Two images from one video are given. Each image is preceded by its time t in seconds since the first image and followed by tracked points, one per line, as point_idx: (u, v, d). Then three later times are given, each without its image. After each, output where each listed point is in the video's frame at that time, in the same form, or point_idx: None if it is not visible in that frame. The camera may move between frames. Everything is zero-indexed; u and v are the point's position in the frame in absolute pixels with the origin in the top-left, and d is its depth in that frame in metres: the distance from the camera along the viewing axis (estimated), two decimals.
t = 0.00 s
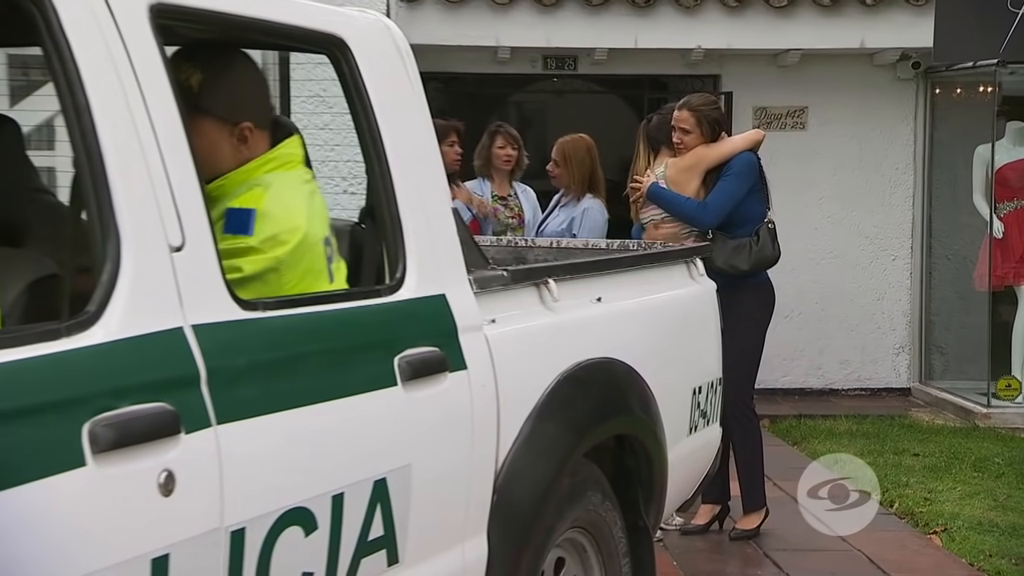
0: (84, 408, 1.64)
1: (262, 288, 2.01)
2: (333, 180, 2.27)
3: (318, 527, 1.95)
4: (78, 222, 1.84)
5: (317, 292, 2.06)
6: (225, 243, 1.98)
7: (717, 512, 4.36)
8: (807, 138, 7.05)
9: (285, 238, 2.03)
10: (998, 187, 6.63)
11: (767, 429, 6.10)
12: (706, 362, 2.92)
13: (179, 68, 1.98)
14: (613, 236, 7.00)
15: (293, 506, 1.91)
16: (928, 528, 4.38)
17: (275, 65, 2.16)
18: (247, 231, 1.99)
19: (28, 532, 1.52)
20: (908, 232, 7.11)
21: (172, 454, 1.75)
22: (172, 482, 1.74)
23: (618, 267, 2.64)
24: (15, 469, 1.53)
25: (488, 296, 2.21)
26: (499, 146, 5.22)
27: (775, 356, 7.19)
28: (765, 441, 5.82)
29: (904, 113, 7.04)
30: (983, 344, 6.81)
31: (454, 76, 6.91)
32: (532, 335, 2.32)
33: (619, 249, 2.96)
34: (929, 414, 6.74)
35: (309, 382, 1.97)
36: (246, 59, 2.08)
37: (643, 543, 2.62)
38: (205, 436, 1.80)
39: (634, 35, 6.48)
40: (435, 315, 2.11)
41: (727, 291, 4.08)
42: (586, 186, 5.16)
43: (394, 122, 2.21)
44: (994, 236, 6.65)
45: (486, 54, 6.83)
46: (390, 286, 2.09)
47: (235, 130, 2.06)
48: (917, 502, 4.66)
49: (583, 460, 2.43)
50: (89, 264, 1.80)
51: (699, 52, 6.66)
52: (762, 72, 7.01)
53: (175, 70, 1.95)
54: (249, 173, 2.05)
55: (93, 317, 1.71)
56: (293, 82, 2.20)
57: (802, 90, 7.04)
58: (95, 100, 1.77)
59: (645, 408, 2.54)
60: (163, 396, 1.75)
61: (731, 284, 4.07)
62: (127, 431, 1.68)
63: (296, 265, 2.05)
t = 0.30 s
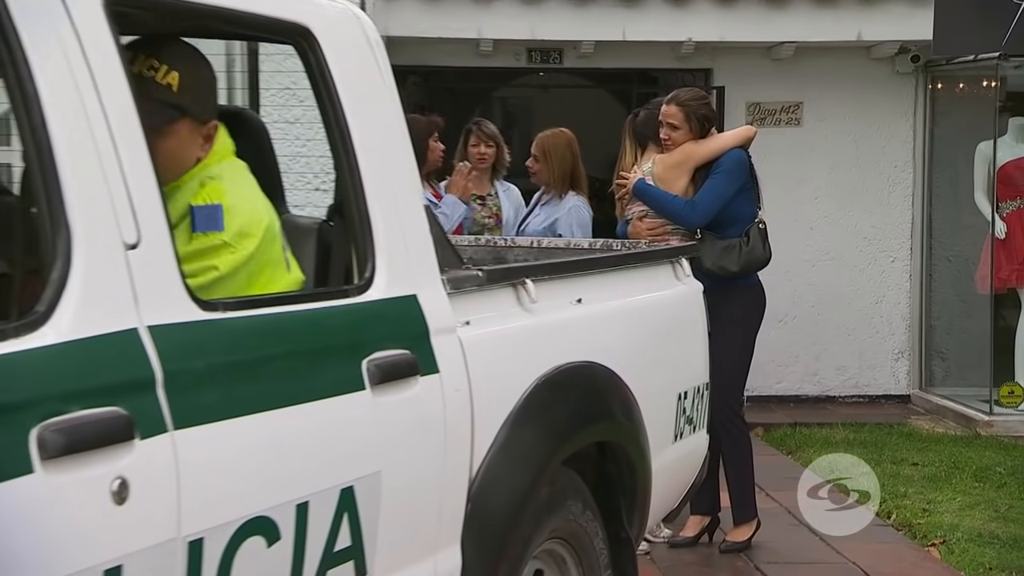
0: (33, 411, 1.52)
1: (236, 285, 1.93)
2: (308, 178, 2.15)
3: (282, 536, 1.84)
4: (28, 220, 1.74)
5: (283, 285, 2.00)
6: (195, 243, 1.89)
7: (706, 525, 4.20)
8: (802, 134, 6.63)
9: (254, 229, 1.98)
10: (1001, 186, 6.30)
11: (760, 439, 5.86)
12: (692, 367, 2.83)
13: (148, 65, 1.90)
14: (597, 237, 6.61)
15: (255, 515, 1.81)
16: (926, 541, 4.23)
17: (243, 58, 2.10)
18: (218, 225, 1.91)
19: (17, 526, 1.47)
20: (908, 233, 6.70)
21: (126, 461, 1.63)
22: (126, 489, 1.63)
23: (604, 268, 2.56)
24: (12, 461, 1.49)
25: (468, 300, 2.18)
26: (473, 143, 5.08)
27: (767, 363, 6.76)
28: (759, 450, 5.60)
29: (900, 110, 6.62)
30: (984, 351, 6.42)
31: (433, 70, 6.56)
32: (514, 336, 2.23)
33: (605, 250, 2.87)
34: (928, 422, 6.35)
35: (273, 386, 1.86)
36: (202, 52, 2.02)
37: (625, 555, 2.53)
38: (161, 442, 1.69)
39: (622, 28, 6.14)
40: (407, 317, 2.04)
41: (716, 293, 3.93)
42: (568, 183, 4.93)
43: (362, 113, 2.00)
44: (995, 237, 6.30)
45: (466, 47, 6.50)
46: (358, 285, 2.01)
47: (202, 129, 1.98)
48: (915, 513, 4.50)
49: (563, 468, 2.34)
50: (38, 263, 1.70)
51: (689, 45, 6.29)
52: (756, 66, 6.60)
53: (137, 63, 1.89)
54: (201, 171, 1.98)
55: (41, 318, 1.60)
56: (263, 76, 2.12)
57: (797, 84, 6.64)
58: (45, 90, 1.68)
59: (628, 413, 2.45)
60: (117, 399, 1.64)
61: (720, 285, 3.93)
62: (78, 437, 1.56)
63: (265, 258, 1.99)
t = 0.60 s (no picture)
0: None
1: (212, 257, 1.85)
2: (279, 179, 2.07)
3: (245, 552, 1.73)
4: None
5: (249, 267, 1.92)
6: (168, 214, 1.82)
7: (696, 542, 4.05)
8: (798, 135, 6.29)
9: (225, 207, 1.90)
10: (1003, 188, 6.01)
11: (755, 454, 5.63)
12: (677, 378, 2.75)
13: (133, 39, 1.90)
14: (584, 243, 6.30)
15: (217, 528, 1.69)
16: (926, 559, 4.09)
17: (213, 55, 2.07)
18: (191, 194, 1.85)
19: (2, 527, 1.40)
20: (907, 238, 6.36)
21: (77, 473, 1.51)
22: (78, 502, 1.50)
23: (583, 273, 2.46)
24: None
25: (443, 306, 2.09)
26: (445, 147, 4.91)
27: (763, 373, 6.42)
28: (751, 466, 5.41)
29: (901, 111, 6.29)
30: (989, 362, 6.16)
31: (414, 68, 6.19)
32: (494, 342, 2.14)
33: (587, 253, 2.84)
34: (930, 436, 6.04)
35: (233, 395, 1.74)
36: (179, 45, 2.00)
37: (608, 571, 2.45)
38: (114, 454, 1.56)
39: (610, 23, 5.78)
40: (376, 322, 1.94)
41: (703, 301, 3.81)
42: (550, 179, 4.70)
43: (327, 107, 1.88)
44: (999, 241, 6.02)
45: (448, 43, 6.12)
46: (327, 288, 1.91)
47: (179, 111, 1.95)
48: (916, 531, 4.36)
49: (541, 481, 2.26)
50: None
51: (681, 42, 5.93)
52: (750, 64, 6.26)
53: (122, 39, 1.90)
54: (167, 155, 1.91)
55: None
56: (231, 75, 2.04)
57: (792, 83, 6.28)
58: None
59: (611, 424, 2.37)
60: (68, 408, 1.51)
61: (708, 292, 3.81)
62: (25, 448, 1.43)
63: (236, 238, 1.90)
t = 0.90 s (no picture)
0: None
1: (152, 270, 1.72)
2: (251, 181, 1.96)
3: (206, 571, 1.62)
4: None
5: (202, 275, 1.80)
6: (102, 224, 1.70)
7: (688, 561, 3.90)
8: (796, 137, 6.06)
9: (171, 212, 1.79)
10: (1009, 193, 5.80)
11: (752, 470, 5.46)
12: (664, 389, 2.69)
13: (87, 34, 1.77)
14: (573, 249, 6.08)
15: (178, 545, 1.58)
16: None
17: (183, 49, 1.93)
18: (129, 202, 1.73)
19: None
20: (911, 242, 6.15)
21: (25, 488, 1.41)
22: (28, 518, 1.41)
23: (564, 279, 2.38)
24: None
25: (418, 312, 2.01)
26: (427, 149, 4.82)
27: (760, 385, 6.20)
28: (748, 482, 5.22)
29: (902, 113, 6.08)
30: (994, 374, 5.95)
31: (396, 67, 5.95)
32: (474, 350, 2.06)
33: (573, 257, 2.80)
34: (934, 450, 5.87)
35: (194, 405, 1.64)
36: (137, 39, 1.85)
37: None
38: (66, 468, 1.46)
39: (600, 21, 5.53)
40: (346, 329, 1.85)
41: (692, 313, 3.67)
42: (534, 178, 4.58)
43: (299, 109, 1.82)
44: (1006, 248, 5.81)
45: (430, 41, 5.88)
46: (294, 295, 1.82)
47: (135, 112, 1.84)
48: (919, 550, 4.23)
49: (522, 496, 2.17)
50: None
51: (673, 41, 5.72)
52: (744, 63, 6.03)
53: (78, 33, 1.76)
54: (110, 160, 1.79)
55: None
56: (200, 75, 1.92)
57: (791, 83, 6.06)
58: None
59: (594, 437, 2.30)
60: (15, 419, 1.41)
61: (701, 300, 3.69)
62: None
63: (184, 244, 1.79)
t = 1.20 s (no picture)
0: None
1: (92, 290, 1.66)
2: (227, 184, 1.91)
3: None
4: None
5: (150, 291, 1.73)
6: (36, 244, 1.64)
7: None
8: (795, 139, 5.92)
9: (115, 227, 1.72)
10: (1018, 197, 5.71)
11: (750, 485, 5.34)
12: (656, 399, 2.62)
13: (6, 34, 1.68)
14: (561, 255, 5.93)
15: (145, 560, 1.51)
16: None
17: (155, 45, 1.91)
18: (65, 221, 1.66)
19: None
20: (916, 249, 6.02)
21: None
22: None
23: (551, 285, 2.31)
24: None
25: (397, 319, 1.94)
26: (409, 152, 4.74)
27: (759, 398, 6.08)
28: (745, 497, 5.10)
29: (905, 117, 5.96)
30: (1003, 385, 5.85)
31: (379, 66, 5.80)
32: (458, 359, 2.00)
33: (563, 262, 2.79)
34: (940, 465, 5.78)
35: (165, 413, 1.57)
36: (75, 34, 1.80)
37: None
38: (26, 478, 1.39)
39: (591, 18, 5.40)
40: (324, 336, 1.78)
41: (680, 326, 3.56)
42: (520, 181, 4.47)
43: (273, 104, 1.75)
44: (1015, 253, 5.69)
45: (415, 39, 5.71)
46: (269, 299, 1.74)
47: (70, 112, 1.76)
48: (923, 568, 4.13)
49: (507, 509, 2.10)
50: None
51: (668, 39, 5.57)
52: (743, 62, 5.90)
53: None
54: (51, 171, 1.73)
55: None
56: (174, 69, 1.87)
57: (791, 83, 5.92)
58: None
59: (583, 449, 2.23)
60: None
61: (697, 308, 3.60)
62: None
63: (129, 260, 1.72)
